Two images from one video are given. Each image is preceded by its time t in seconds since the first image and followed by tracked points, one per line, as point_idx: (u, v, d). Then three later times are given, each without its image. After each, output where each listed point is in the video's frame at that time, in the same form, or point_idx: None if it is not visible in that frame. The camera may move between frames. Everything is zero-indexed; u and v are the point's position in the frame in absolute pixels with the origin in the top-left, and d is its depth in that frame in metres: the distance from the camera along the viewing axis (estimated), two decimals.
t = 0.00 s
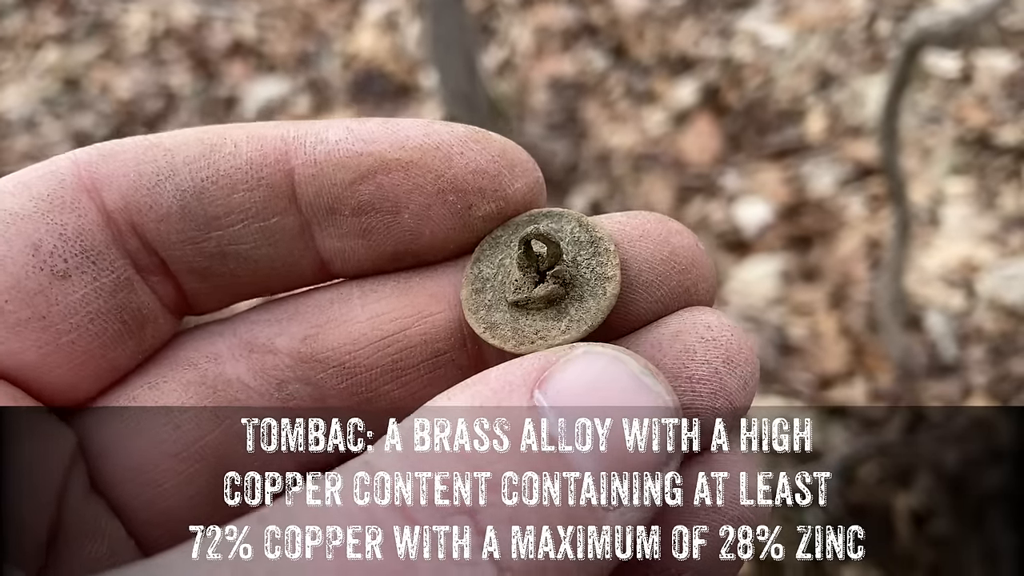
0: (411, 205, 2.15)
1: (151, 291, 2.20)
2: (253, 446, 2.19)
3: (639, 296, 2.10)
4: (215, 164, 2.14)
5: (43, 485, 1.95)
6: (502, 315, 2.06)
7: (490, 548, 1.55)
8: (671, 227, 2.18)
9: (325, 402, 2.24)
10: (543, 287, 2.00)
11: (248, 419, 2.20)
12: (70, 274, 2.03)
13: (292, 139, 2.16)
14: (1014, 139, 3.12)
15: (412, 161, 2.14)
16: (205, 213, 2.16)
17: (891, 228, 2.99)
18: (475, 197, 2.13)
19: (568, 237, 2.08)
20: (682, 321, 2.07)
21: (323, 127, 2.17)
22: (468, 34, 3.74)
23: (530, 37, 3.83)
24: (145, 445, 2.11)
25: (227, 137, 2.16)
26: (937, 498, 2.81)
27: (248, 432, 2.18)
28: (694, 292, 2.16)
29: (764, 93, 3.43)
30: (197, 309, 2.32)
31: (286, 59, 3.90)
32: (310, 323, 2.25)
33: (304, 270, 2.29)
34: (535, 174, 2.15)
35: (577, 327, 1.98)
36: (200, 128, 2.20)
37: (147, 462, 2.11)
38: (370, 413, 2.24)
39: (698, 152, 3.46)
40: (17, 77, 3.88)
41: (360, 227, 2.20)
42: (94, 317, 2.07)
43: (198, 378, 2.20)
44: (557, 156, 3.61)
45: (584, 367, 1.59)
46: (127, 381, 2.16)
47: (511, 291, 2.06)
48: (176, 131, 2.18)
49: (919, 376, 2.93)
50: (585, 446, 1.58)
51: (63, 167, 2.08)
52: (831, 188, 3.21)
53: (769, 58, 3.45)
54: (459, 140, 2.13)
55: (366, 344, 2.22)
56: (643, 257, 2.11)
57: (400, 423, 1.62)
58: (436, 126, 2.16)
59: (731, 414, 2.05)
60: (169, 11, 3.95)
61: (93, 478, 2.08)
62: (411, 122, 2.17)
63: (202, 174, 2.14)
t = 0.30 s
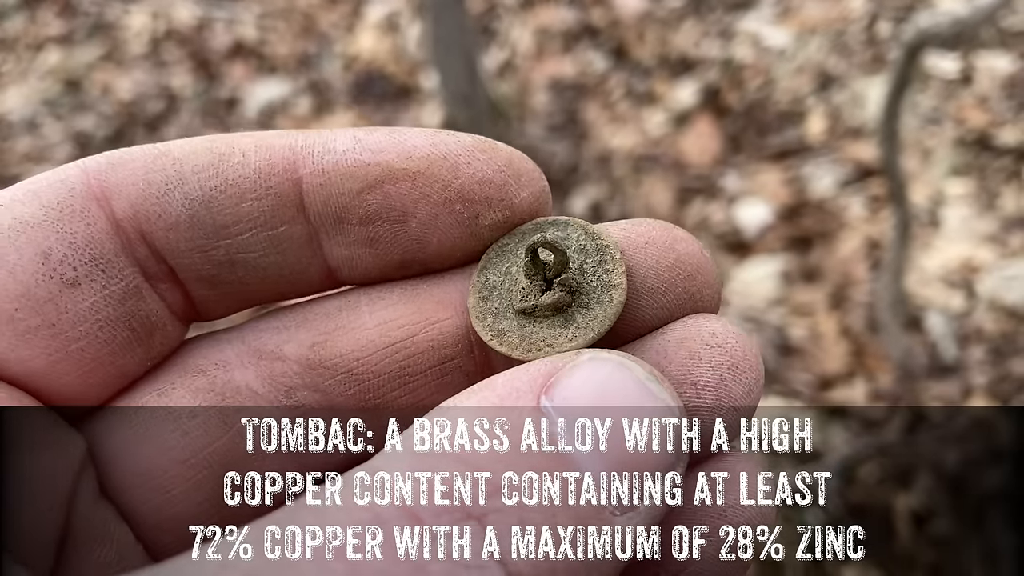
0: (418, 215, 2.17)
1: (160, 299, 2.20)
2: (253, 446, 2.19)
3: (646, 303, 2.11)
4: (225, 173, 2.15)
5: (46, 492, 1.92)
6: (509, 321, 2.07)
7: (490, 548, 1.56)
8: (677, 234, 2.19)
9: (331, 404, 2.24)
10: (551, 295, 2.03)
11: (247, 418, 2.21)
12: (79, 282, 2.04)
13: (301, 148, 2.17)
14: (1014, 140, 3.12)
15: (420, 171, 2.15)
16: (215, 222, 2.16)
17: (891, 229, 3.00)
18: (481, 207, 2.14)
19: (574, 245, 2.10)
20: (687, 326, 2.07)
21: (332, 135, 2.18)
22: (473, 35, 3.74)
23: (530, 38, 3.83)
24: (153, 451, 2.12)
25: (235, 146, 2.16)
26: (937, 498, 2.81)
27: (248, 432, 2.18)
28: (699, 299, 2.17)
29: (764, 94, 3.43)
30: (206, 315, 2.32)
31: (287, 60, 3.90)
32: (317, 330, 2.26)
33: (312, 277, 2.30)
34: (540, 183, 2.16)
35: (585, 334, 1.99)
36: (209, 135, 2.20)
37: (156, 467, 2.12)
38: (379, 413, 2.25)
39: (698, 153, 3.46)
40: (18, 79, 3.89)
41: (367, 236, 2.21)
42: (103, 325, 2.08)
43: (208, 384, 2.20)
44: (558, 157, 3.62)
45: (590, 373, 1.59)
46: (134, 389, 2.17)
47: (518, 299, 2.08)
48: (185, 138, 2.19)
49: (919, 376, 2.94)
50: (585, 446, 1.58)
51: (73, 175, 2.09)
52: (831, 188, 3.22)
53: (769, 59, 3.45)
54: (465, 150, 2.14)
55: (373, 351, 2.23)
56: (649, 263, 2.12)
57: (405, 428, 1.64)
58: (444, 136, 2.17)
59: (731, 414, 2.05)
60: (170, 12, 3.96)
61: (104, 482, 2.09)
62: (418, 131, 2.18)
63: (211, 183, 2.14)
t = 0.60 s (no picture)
0: (435, 206, 2.18)
1: (162, 301, 2.20)
2: (253, 446, 2.20)
3: (645, 302, 2.11)
4: (231, 172, 2.16)
5: (47, 498, 1.94)
6: (510, 328, 2.10)
7: (490, 548, 1.56)
8: (677, 231, 2.19)
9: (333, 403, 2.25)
10: (552, 304, 2.04)
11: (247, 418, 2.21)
12: (77, 289, 2.04)
13: (309, 144, 2.18)
14: (1014, 141, 3.12)
15: (434, 162, 2.17)
16: (222, 221, 2.17)
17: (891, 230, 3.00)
18: (497, 195, 2.17)
19: (573, 243, 2.11)
20: (687, 326, 2.08)
21: (340, 130, 2.20)
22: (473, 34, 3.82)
23: (531, 39, 3.82)
24: (151, 453, 2.11)
25: (240, 143, 2.17)
26: (938, 499, 2.82)
27: (248, 432, 2.19)
28: (700, 298, 2.17)
29: (765, 95, 3.43)
30: (208, 315, 2.33)
31: (288, 61, 3.90)
32: (318, 329, 2.26)
33: (321, 273, 2.29)
34: (552, 170, 2.20)
35: (587, 341, 2.05)
36: (210, 134, 2.21)
37: (153, 469, 2.11)
38: (377, 412, 2.25)
39: (699, 155, 3.46)
40: (19, 80, 3.89)
41: (383, 230, 2.22)
42: (100, 332, 2.07)
43: (207, 384, 2.21)
44: (558, 158, 3.62)
45: (588, 375, 1.59)
46: (133, 391, 2.17)
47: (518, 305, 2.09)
48: (186, 137, 2.19)
49: (920, 377, 2.94)
50: (585, 446, 1.58)
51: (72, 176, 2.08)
52: (831, 190, 3.22)
53: (770, 61, 3.45)
54: (479, 139, 2.17)
55: (374, 349, 2.24)
56: (647, 262, 2.13)
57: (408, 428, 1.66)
58: (454, 126, 2.19)
59: (730, 414, 2.05)
60: (170, 14, 3.96)
61: (100, 485, 2.09)
62: (427, 121, 2.21)
63: (217, 182, 2.15)
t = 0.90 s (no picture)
0: (438, 205, 2.18)
1: (167, 299, 2.20)
2: (253, 446, 2.19)
3: (647, 297, 2.12)
4: (234, 170, 2.16)
5: (46, 496, 1.93)
6: (513, 322, 2.10)
7: (490, 548, 1.56)
8: (680, 227, 2.19)
9: (335, 402, 2.24)
10: (555, 299, 2.05)
11: (248, 418, 2.20)
12: (80, 286, 2.04)
13: (312, 143, 2.18)
14: (1016, 141, 3.12)
15: (437, 161, 2.17)
16: (225, 220, 2.17)
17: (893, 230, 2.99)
18: (501, 194, 2.17)
19: (576, 238, 2.11)
20: (690, 321, 2.08)
21: (344, 129, 2.20)
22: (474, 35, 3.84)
23: (532, 40, 3.82)
24: (153, 448, 2.11)
25: (244, 141, 2.17)
26: (939, 500, 2.81)
27: (248, 432, 2.18)
28: (702, 293, 2.17)
29: (766, 96, 3.43)
30: (213, 314, 2.33)
31: (289, 62, 3.90)
32: (319, 325, 2.26)
33: (324, 271, 2.29)
34: (556, 169, 2.20)
35: (589, 336, 2.05)
36: (214, 132, 2.21)
37: (156, 464, 2.11)
38: (378, 412, 2.25)
39: (699, 155, 3.46)
40: (19, 80, 3.89)
41: (386, 229, 2.22)
42: (104, 329, 2.07)
43: (209, 381, 2.20)
44: (559, 158, 3.62)
45: (592, 371, 1.59)
46: (137, 389, 2.17)
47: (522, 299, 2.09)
48: (190, 136, 2.19)
49: (921, 378, 2.94)
50: (585, 446, 1.58)
51: (76, 174, 2.09)
52: (832, 190, 3.21)
53: (771, 61, 3.45)
54: (482, 138, 2.16)
55: (376, 345, 2.23)
56: (651, 257, 2.13)
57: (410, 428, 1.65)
58: (458, 125, 2.19)
59: (731, 414, 2.05)
60: (171, 14, 3.96)
61: (104, 478, 2.09)
62: (432, 120, 2.20)
63: (219, 180, 2.15)
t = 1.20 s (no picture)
0: (438, 203, 2.18)
1: (169, 299, 2.20)
2: (253, 446, 2.19)
3: (648, 299, 2.12)
4: (236, 169, 2.16)
5: (52, 497, 1.94)
6: (516, 328, 2.09)
7: (490, 548, 1.56)
8: (681, 228, 2.20)
9: (337, 403, 2.24)
10: (559, 308, 2.04)
11: (247, 418, 2.20)
12: (84, 284, 2.04)
13: (313, 142, 2.18)
14: (1017, 142, 3.12)
15: (437, 158, 2.17)
16: (227, 218, 2.17)
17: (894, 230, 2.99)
18: (501, 191, 2.17)
19: (578, 243, 2.08)
20: (689, 322, 2.08)
21: (344, 128, 2.21)
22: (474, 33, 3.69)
23: (533, 40, 3.82)
24: (155, 452, 2.11)
25: (245, 141, 2.18)
26: (940, 500, 2.81)
27: (248, 432, 2.18)
28: (702, 295, 2.18)
29: (767, 96, 3.43)
30: (215, 315, 2.32)
31: (290, 62, 3.90)
32: (320, 326, 2.26)
33: (326, 271, 2.28)
34: (556, 167, 2.21)
35: (593, 343, 2.05)
36: (216, 132, 2.22)
37: (158, 468, 2.12)
38: (379, 412, 2.24)
39: (700, 156, 3.46)
40: (20, 81, 3.89)
41: (387, 227, 2.22)
42: (108, 328, 2.07)
43: (209, 383, 2.20)
44: (560, 158, 3.62)
45: (594, 373, 1.59)
46: (139, 390, 2.16)
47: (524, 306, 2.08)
48: (192, 136, 2.20)
49: (922, 378, 2.93)
50: (585, 446, 1.57)
51: (80, 174, 2.09)
52: (833, 190, 3.21)
53: (772, 61, 3.45)
54: (482, 136, 2.17)
55: (377, 346, 2.23)
56: (652, 259, 2.13)
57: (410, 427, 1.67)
58: (457, 123, 2.20)
59: (731, 415, 2.05)
60: (172, 15, 3.96)
61: (106, 482, 2.09)
62: (432, 120, 2.21)
63: (222, 178, 2.15)
